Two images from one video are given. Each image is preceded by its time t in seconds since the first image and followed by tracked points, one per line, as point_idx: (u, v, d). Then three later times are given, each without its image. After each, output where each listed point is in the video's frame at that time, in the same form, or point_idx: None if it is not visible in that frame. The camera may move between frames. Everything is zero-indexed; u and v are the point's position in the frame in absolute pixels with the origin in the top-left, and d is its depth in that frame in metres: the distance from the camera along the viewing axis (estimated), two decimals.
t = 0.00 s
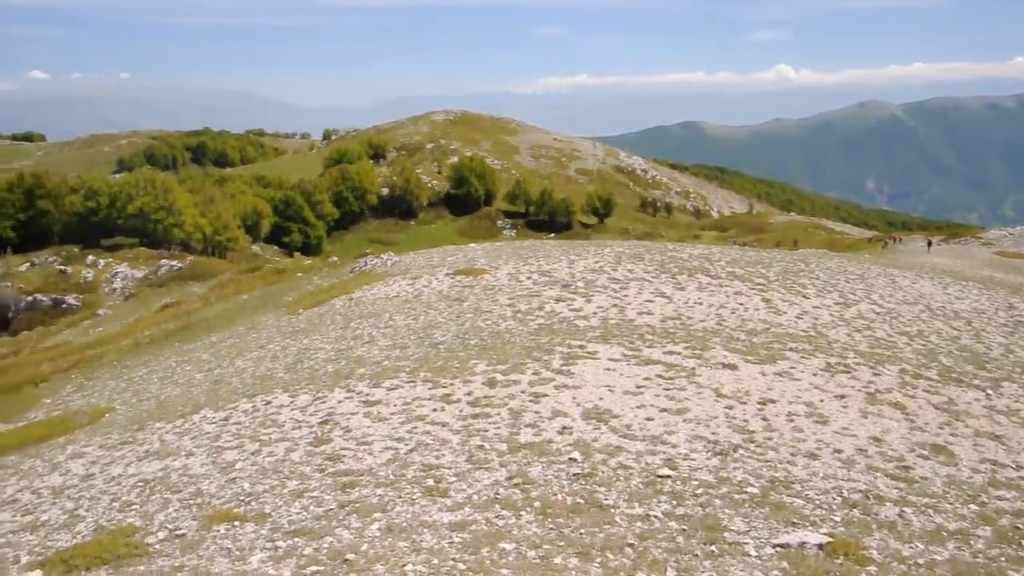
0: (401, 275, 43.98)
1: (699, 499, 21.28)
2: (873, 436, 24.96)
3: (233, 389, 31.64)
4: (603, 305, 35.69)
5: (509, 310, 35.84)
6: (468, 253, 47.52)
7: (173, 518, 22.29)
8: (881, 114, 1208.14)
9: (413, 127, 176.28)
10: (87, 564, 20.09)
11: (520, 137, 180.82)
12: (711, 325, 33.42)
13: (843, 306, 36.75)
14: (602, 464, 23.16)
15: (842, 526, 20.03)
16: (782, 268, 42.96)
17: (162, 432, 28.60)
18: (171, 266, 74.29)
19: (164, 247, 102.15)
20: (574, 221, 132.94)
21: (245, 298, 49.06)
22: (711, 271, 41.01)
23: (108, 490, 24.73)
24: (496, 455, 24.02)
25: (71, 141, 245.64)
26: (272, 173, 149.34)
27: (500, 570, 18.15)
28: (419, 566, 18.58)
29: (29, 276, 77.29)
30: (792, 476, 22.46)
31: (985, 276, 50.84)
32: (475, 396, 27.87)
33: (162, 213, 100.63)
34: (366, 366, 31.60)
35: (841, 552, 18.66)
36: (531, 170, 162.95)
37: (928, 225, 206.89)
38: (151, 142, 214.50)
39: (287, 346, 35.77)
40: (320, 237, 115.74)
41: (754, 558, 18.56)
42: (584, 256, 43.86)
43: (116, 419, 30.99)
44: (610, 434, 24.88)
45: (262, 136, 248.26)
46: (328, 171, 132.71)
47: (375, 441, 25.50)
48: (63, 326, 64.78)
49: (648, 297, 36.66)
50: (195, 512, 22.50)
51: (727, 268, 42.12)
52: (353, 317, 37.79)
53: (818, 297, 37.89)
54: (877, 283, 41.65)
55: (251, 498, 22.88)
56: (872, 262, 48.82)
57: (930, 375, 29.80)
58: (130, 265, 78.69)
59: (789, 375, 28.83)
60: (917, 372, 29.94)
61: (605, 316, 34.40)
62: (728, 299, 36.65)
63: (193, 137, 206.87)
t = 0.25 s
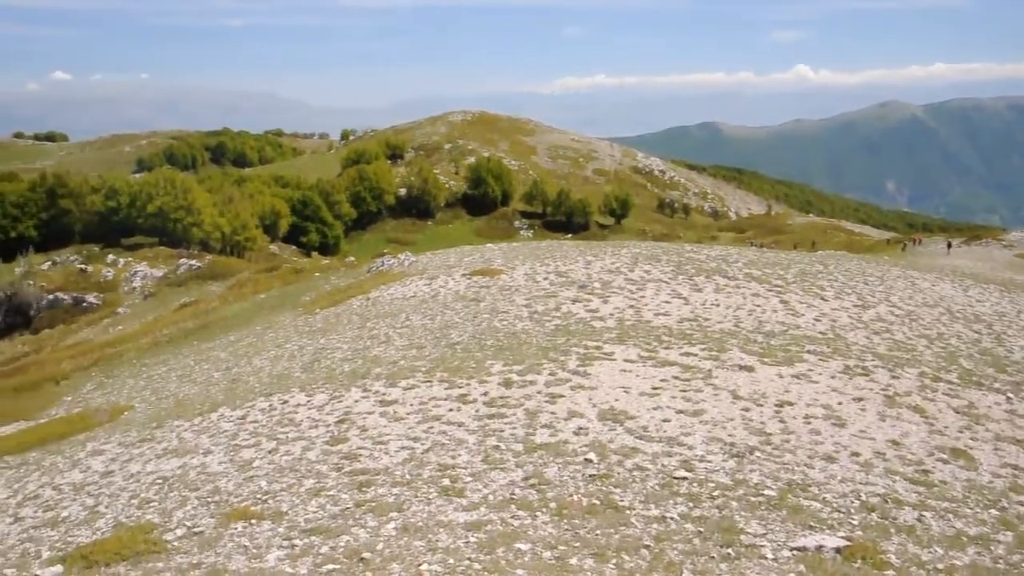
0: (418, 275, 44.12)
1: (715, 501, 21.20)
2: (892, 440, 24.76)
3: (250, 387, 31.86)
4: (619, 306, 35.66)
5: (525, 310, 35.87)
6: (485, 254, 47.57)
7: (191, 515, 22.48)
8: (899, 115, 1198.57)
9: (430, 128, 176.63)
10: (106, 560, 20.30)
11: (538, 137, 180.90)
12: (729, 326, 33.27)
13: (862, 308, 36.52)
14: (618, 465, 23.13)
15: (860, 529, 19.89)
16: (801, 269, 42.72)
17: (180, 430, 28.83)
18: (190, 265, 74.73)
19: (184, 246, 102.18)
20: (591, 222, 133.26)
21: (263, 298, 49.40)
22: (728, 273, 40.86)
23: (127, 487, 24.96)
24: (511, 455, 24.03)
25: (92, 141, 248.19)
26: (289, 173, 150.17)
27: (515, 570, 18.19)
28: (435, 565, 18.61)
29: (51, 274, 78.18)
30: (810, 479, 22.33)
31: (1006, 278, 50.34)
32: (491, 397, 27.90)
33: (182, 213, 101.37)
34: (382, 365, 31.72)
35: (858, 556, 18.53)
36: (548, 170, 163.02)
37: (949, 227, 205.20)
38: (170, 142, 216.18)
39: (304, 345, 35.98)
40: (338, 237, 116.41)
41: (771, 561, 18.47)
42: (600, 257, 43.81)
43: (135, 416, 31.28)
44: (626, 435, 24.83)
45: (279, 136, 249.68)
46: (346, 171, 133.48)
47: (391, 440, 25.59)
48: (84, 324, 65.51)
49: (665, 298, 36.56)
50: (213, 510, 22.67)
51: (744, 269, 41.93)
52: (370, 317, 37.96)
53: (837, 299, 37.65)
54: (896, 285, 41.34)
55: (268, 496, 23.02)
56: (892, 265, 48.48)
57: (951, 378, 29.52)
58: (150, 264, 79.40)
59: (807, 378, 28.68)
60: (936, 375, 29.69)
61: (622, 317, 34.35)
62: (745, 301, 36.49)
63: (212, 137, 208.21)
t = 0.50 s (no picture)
0: (438, 273, 44.26)
1: (733, 505, 21.10)
2: (913, 446, 24.51)
3: (270, 383, 32.11)
4: (639, 307, 35.55)
5: (545, 310, 35.88)
6: (505, 253, 47.64)
7: (210, 508, 22.70)
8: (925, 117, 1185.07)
9: (451, 127, 176.90)
10: (128, 551, 20.56)
11: (560, 137, 180.82)
12: (749, 329, 33.08)
13: (885, 313, 36.17)
14: (635, 467, 23.09)
15: (880, 536, 19.71)
16: (823, 273, 42.36)
17: (201, 424, 29.11)
18: (212, 261, 75.37)
19: (207, 243, 103.36)
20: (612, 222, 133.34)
21: (283, 294, 49.74)
22: (749, 275, 40.62)
23: (148, 479, 25.25)
24: (529, 455, 24.05)
25: (118, 138, 251.05)
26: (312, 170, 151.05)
27: (531, 569, 18.21)
28: (451, 564, 18.67)
29: (76, 268, 79.23)
30: (829, 484, 22.15)
31: None
32: (509, 396, 27.94)
33: (205, 209, 102.15)
34: (401, 363, 31.85)
35: (878, 563, 18.36)
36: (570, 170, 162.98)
37: (975, 232, 202.77)
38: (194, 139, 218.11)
39: (324, 342, 36.21)
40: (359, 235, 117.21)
41: (788, 566, 18.37)
42: (620, 258, 43.69)
43: (157, 410, 31.62)
44: (644, 437, 24.79)
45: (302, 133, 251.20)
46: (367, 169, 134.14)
47: (409, 438, 25.69)
48: (108, 318, 66.38)
49: (685, 300, 36.43)
50: (232, 503, 22.89)
51: (765, 272, 41.67)
52: (389, 315, 38.12)
53: (859, 303, 37.31)
54: (920, 290, 40.89)
55: (287, 491, 23.20)
56: (916, 269, 47.98)
57: (975, 386, 29.16)
58: (173, 259, 80.18)
59: (828, 382, 28.46)
60: (960, 382, 29.35)
61: (641, 318, 34.25)
62: (766, 304, 36.27)
63: (235, 134, 209.67)
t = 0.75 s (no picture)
0: (458, 271, 44.36)
1: (753, 506, 20.99)
2: (936, 450, 24.24)
3: (291, 378, 32.36)
4: (659, 307, 35.43)
5: (565, 309, 35.85)
6: (525, 252, 47.64)
7: (231, 501, 22.91)
8: (950, 119, 1171.26)
9: (472, 125, 176.94)
10: (150, 542, 20.79)
11: (581, 136, 180.59)
12: (771, 330, 32.88)
13: (909, 315, 35.79)
14: (654, 467, 23.02)
15: (901, 540, 19.52)
16: (846, 274, 41.98)
17: (223, 418, 29.38)
18: (234, 257, 75.93)
19: (230, 239, 104.02)
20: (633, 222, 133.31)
21: (305, 290, 50.06)
22: (771, 276, 40.35)
23: (171, 471, 25.52)
24: (548, 453, 24.05)
25: (143, 135, 253.73)
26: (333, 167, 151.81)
27: (549, 567, 18.22)
28: (470, 560, 18.72)
29: (101, 262, 80.18)
30: (850, 487, 21.97)
31: None
32: (529, 394, 27.94)
33: (228, 206, 102.77)
34: (421, 360, 31.96)
35: (899, 566, 18.18)
36: (590, 170, 162.76)
37: (1002, 234, 200.25)
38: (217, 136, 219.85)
39: (345, 338, 36.41)
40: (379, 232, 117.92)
41: (808, 568, 18.24)
42: (641, 258, 43.54)
43: (180, 404, 31.97)
44: (663, 437, 24.71)
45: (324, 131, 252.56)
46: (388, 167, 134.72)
47: (428, 435, 25.78)
48: (132, 312, 67.16)
49: (706, 300, 36.27)
50: (253, 497, 23.09)
51: (787, 272, 41.37)
52: (410, 312, 38.25)
53: (882, 305, 36.96)
54: (945, 293, 40.42)
55: (307, 485, 23.36)
56: (942, 272, 47.44)
57: (1000, 390, 28.78)
58: (196, 255, 80.84)
59: (849, 384, 28.22)
60: (985, 385, 28.96)
61: (662, 318, 34.13)
62: (788, 305, 36.01)
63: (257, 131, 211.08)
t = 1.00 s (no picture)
0: (464, 268, 44.38)
1: (757, 505, 20.94)
2: (943, 451, 24.12)
3: (296, 374, 32.45)
4: (666, 305, 35.38)
5: (571, 306, 35.83)
6: (532, 249, 47.65)
7: (236, 497, 22.97)
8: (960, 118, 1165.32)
9: (481, 121, 176.75)
10: (155, 536, 20.89)
11: (589, 133, 180.43)
12: (777, 329, 32.79)
13: (917, 316, 35.64)
14: (659, 465, 22.99)
15: (906, 541, 19.44)
16: (853, 274, 41.81)
17: (228, 413, 29.48)
18: (242, 252, 76.11)
19: (238, 234, 104.06)
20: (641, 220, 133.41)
21: (311, 286, 50.16)
22: (778, 275, 40.24)
23: (177, 466, 25.62)
24: (553, 451, 24.06)
25: (152, 129, 254.45)
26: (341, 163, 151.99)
27: (552, 564, 18.22)
28: (473, 557, 18.73)
29: (110, 257, 80.50)
30: (855, 487, 21.89)
31: None
32: (534, 391, 27.94)
33: (236, 201, 102.82)
34: (427, 356, 31.98)
35: (904, 566, 18.10)
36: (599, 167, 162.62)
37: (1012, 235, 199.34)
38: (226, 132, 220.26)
39: (351, 334, 36.48)
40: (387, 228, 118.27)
41: (812, 567, 18.20)
42: (648, 256, 43.47)
43: (185, 398, 32.08)
44: (668, 435, 24.66)
45: (332, 127, 252.76)
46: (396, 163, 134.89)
47: (433, 431, 25.82)
48: (140, 306, 67.46)
49: (713, 299, 36.19)
50: (258, 492, 23.17)
51: (795, 272, 41.24)
52: (416, 309, 38.31)
53: (890, 305, 36.81)
54: (953, 293, 40.23)
55: (311, 481, 23.42)
56: (950, 272, 47.22)
57: (1008, 391, 28.61)
58: (205, 250, 81.09)
59: (856, 384, 28.12)
60: (992, 386, 28.80)
61: (668, 317, 34.06)
62: (794, 304, 35.91)
63: (266, 126, 211.50)
